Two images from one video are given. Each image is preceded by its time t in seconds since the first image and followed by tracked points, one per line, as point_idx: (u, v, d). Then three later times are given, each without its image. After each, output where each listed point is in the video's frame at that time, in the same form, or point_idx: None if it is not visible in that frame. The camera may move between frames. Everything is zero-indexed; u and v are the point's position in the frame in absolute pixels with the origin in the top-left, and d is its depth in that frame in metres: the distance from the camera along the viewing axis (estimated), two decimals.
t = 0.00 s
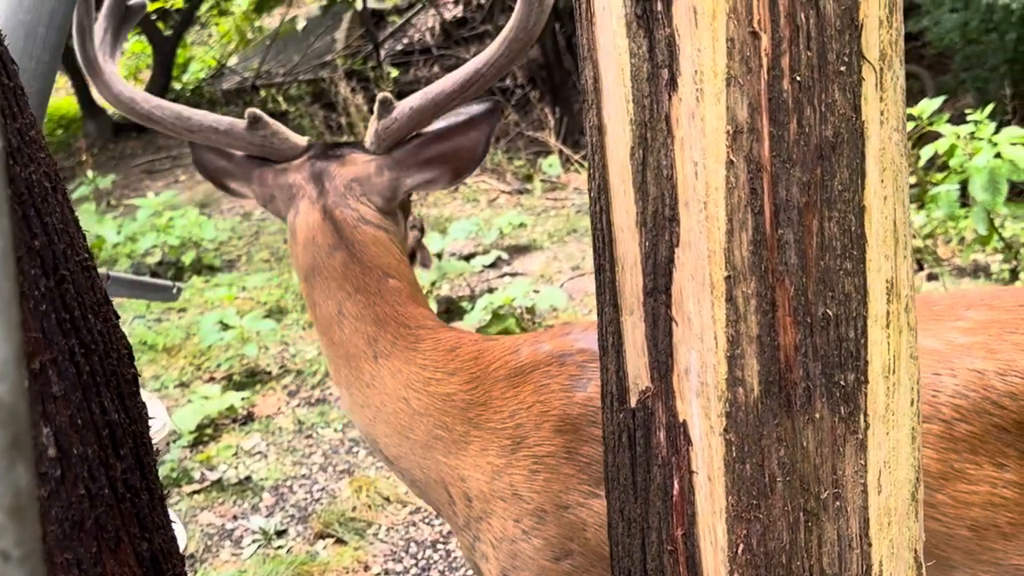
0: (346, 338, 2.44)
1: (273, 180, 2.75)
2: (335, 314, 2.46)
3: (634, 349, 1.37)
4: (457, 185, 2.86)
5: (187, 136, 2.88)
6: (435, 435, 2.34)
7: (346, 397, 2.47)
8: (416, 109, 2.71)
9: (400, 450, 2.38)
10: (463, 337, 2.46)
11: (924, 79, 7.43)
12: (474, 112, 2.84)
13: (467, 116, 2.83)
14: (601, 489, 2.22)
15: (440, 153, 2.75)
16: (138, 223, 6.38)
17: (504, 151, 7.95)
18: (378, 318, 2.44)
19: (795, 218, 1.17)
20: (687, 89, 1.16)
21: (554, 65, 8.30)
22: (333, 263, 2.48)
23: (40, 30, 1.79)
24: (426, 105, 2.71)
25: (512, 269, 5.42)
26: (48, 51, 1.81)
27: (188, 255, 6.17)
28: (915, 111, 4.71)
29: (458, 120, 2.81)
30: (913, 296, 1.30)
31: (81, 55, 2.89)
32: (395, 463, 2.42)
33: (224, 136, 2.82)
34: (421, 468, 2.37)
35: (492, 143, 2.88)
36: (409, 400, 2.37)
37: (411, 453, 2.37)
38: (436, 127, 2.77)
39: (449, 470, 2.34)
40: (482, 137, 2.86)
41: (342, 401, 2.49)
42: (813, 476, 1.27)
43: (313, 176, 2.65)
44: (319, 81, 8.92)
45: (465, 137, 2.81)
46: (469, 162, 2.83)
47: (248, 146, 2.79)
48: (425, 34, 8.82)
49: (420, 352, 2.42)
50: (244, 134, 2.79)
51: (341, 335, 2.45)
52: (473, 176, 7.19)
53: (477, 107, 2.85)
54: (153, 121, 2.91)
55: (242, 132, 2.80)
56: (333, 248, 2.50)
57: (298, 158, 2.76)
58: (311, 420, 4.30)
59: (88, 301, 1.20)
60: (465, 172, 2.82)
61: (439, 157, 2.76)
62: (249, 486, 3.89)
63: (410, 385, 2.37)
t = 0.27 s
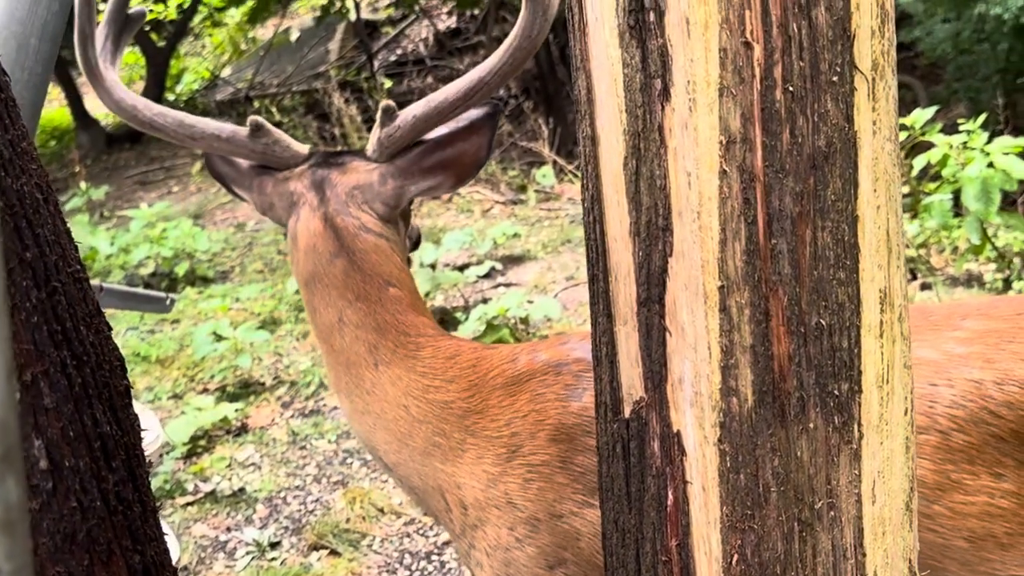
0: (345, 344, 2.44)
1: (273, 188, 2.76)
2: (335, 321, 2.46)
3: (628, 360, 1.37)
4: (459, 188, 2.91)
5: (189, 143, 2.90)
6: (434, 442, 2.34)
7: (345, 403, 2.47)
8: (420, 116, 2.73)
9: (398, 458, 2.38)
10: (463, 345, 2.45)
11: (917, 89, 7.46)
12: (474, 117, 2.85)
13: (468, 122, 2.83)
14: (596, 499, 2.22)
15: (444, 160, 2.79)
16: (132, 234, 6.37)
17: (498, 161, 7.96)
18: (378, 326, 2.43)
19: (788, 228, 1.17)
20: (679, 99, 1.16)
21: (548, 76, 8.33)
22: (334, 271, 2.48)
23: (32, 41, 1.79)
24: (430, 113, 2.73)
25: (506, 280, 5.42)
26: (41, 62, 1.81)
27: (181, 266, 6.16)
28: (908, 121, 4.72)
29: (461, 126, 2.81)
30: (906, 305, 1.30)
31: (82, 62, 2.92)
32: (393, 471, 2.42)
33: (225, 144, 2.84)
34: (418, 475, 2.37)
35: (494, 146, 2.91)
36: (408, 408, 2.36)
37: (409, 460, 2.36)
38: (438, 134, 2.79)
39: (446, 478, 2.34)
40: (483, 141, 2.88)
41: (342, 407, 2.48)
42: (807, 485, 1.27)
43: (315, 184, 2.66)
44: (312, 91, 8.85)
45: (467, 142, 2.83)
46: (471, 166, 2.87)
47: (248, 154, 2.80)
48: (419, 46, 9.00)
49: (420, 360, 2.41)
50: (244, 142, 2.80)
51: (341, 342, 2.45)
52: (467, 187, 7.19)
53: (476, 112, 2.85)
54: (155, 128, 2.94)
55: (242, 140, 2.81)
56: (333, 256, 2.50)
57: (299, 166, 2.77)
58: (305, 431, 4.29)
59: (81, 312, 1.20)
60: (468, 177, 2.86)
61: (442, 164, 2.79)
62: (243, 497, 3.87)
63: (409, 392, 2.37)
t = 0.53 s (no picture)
0: (342, 356, 2.44)
1: (268, 200, 2.76)
2: (332, 333, 2.46)
3: (624, 370, 1.37)
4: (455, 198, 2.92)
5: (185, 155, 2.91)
6: (431, 453, 2.34)
7: (342, 413, 2.47)
8: (416, 127, 2.75)
9: (395, 468, 2.38)
10: (460, 355, 2.45)
11: (909, 98, 7.50)
12: (467, 127, 2.85)
13: (463, 131, 2.84)
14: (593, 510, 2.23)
15: (439, 170, 2.80)
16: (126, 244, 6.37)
17: (492, 171, 7.97)
18: (375, 337, 2.43)
19: (783, 238, 1.18)
20: (674, 110, 1.17)
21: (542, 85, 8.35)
22: (330, 282, 2.48)
23: (28, 52, 1.86)
24: (425, 123, 2.76)
25: (501, 290, 5.42)
26: (37, 73, 1.88)
27: (175, 276, 6.16)
28: (901, 130, 4.73)
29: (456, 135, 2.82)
30: (901, 315, 1.31)
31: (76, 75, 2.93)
32: (390, 481, 2.41)
33: (220, 155, 2.84)
34: (415, 485, 2.37)
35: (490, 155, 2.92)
36: (405, 419, 2.36)
37: (407, 471, 2.36)
38: (433, 143, 2.80)
39: (442, 489, 2.34)
40: (478, 150, 2.89)
41: (338, 417, 2.48)
42: (803, 495, 1.27)
43: (310, 195, 2.64)
44: (306, 101, 8.84)
45: (462, 152, 2.85)
46: (466, 176, 2.89)
47: (243, 165, 2.80)
48: (413, 56, 9.02)
49: (417, 371, 2.40)
50: (239, 153, 2.80)
51: (338, 353, 2.44)
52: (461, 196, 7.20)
53: (471, 121, 2.86)
54: (151, 141, 2.95)
55: (237, 151, 2.81)
56: (330, 267, 2.50)
57: (294, 176, 2.77)
58: (299, 441, 4.28)
59: (78, 324, 1.21)
60: (463, 186, 2.88)
61: (437, 173, 2.81)
62: (237, 507, 3.86)
63: (404, 403, 2.36)
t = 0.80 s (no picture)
0: (337, 365, 2.43)
1: (263, 208, 2.76)
2: (327, 342, 2.45)
3: (617, 379, 1.37)
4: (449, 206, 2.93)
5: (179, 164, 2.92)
6: (425, 462, 2.33)
7: (336, 422, 2.47)
8: (411, 135, 2.75)
9: (390, 478, 2.37)
10: (455, 365, 2.44)
11: (903, 108, 7.54)
12: (462, 135, 2.87)
13: (458, 140, 2.86)
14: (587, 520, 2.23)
15: (434, 179, 2.80)
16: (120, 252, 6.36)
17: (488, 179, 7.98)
18: (370, 346, 2.43)
19: (776, 247, 1.18)
20: (668, 119, 1.18)
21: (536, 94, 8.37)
22: (326, 292, 2.48)
23: (22, 61, 1.87)
24: (421, 132, 2.75)
25: (496, 298, 5.42)
26: (31, 82, 1.88)
27: (169, 284, 6.15)
28: (895, 139, 4.75)
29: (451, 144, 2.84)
30: (893, 325, 1.31)
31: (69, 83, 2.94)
32: (384, 490, 2.41)
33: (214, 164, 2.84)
34: (410, 494, 2.36)
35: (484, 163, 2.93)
36: (400, 428, 2.35)
37: (402, 480, 2.36)
38: (428, 152, 2.81)
39: (437, 498, 2.33)
40: (473, 158, 2.90)
41: (333, 426, 2.48)
42: (797, 505, 1.27)
43: (306, 204, 2.64)
44: (301, 110, 8.80)
45: (457, 160, 2.86)
46: (461, 184, 2.89)
47: (238, 174, 2.80)
48: (408, 64, 9.04)
49: (412, 380, 2.40)
50: (234, 162, 2.80)
51: (333, 362, 2.44)
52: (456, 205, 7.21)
53: (465, 130, 2.88)
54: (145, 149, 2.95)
55: (231, 159, 2.81)
56: (325, 276, 2.49)
57: (289, 185, 2.77)
58: (294, 450, 4.27)
59: (72, 333, 1.21)
60: (458, 194, 2.88)
61: (431, 182, 2.81)
62: (231, 517, 3.84)
63: (399, 412, 2.36)
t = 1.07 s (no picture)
0: (333, 373, 2.43)
1: (261, 216, 2.75)
2: (323, 350, 2.45)
3: (612, 388, 1.38)
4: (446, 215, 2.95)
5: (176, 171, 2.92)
6: (421, 471, 2.33)
7: (333, 430, 2.46)
8: (408, 144, 2.76)
9: (386, 486, 2.37)
10: (451, 373, 2.44)
11: (900, 116, 7.55)
12: (460, 146, 2.87)
13: (455, 149, 2.86)
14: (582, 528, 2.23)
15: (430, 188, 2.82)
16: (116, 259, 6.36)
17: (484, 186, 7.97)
18: (366, 354, 2.42)
19: (771, 256, 1.18)
20: (663, 128, 1.18)
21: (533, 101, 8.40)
22: (322, 299, 2.48)
23: (17, 69, 1.87)
24: (417, 140, 2.77)
25: (492, 305, 5.42)
26: (26, 89, 1.88)
27: (165, 291, 6.15)
28: (891, 147, 4.75)
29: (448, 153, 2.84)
30: (889, 334, 1.31)
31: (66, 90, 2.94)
32: (380, 499, 2.41)
33: (211, 171, 2.84)
34: (405, 502, 2.36)
35: (481, 173, 2.95)
36: (395, 436, 2.35)
37: (397, 488, 2.36)
38: (425, 161, 2.82)
39: (432, 507, 2.33)
40: (470, 167, 2.92)
41: (329, 434, 2.47)
42: (791, 514, 1.27)
43: (303, 212, 2.64)
44: (298, 117, 8.78)
45: (454, 170, 2.88)
46: (458, 193, 2.92)
47: (235, 181, 2.80)
48: (405, 71, 9.07)
49: (408, 389, 2.40)
50: (230, 169, 2.80)
51: (329, 370, 2.44)
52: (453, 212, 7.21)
53: (462, 139, 2.88)
54: (141, 157, 2.95)
55: (228, 167, 2.81)
56: (322, 284, 2.49)
57: (285, 192, 2.77)
58: (289, 457, 4.26)
59: (65, 340, 1.21)
60: (455, 204, 2.91)
61: (428, 191, 2.83)
62: (226, 524, 3.83)
63: (395, 420, 2.36)
